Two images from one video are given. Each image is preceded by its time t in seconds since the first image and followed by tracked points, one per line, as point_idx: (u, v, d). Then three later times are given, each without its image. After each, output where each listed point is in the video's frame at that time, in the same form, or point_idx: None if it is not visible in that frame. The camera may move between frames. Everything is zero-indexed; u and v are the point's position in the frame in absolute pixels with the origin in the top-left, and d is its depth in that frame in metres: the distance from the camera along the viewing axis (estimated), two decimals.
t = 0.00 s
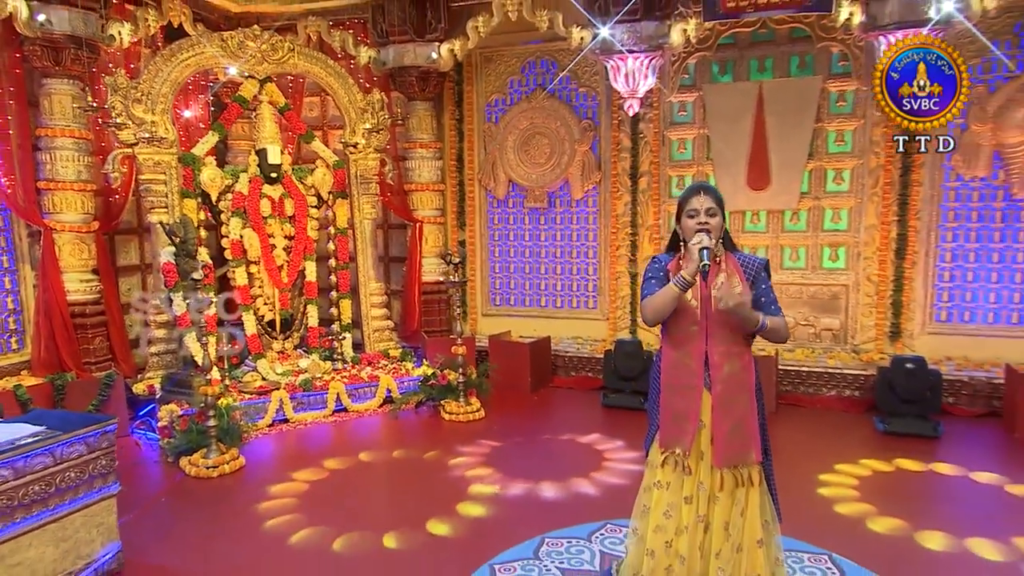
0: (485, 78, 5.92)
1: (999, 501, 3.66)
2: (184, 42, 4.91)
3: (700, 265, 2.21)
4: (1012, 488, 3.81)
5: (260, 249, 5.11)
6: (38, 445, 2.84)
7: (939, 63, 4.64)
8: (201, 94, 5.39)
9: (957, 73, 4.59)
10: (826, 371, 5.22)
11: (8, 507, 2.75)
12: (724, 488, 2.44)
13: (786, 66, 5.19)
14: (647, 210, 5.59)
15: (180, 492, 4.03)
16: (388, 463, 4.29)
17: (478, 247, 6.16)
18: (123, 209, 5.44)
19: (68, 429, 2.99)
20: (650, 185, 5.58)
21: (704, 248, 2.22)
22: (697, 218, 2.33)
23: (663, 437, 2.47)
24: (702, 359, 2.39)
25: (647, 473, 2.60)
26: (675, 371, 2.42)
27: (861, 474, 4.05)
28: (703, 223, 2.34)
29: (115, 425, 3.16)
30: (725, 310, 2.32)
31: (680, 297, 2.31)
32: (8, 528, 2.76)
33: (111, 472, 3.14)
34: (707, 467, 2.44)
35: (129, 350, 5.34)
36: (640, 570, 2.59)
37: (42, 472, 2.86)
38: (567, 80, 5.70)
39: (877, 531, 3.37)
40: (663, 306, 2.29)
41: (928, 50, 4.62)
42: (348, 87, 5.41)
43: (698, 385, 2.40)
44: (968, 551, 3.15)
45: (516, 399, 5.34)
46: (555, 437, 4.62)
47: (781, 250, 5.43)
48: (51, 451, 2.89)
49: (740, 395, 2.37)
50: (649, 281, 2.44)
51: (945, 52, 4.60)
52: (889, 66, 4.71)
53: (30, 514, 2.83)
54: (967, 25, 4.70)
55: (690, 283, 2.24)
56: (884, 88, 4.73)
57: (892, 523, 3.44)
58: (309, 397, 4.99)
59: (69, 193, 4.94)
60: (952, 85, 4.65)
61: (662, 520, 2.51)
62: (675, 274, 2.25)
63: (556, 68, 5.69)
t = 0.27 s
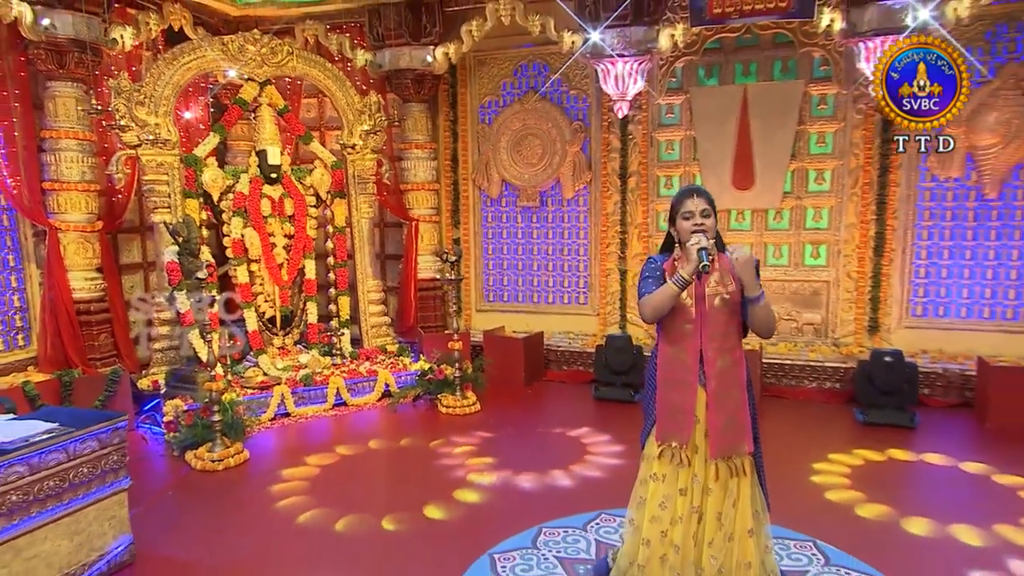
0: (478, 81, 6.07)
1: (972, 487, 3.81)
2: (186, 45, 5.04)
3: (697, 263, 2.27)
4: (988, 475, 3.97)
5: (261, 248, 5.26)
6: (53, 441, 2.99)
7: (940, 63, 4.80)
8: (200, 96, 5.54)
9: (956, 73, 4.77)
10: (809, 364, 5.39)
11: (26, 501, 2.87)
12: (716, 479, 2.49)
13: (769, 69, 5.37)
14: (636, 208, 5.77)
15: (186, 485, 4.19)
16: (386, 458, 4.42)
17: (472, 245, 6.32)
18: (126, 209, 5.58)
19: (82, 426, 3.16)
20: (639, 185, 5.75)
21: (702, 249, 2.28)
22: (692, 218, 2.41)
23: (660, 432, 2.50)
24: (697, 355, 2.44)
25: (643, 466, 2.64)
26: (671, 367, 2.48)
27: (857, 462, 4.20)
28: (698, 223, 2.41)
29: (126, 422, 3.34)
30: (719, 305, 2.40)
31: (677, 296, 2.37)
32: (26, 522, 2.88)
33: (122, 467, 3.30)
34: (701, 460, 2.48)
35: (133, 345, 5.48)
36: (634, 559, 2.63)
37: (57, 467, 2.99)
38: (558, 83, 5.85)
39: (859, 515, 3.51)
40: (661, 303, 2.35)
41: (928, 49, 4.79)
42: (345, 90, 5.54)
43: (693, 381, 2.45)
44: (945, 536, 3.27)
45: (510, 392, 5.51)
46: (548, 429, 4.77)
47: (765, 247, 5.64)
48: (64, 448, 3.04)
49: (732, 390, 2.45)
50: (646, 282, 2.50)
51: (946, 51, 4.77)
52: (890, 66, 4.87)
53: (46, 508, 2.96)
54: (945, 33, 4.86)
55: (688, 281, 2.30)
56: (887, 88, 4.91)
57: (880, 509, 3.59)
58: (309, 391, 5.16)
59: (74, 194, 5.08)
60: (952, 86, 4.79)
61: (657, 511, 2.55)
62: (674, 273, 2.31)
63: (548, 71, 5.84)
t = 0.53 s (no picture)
0: (471, 82, 6.22)
1: (946, 473, 4.02)
2: (187, 48, 5.16)
3: (680, 263, 2.40)
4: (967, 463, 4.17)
5: (261, 245, 5.41)
6: (66, 437, 3.15)
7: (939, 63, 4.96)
8: (200, 96, 5.67)
9: (957, 74, 4.92)
10: (791, 356, 5.61)
11: (42, 495, 3.03)
12: (706, 470, 2.64)
13: (753, 72, 5.56)
14: (625, 206, 5.96)
15: (193, 477, 4.34)
16: (385, 450, 4.58)
17: (466, 241, 6.49)
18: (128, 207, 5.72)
19: (93, 422, 3.33)
20: (628, 183, 5.93)
21: (682, 248, 2.42)
22: (682, 220, 2.52)
23: (651, 422, 2.65)
24: (687, 352, 2.57)
25: (637, 457, 2.79)
26: (662, 362, 2.60)
27: (847, 450, 4.39)
28: (688, 225, 2.52)
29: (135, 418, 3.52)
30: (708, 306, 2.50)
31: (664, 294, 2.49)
32: (42, 515, 3.05)
33: (132, 461, 3.47)
34: (692, 452, 2.64)
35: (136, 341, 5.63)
36: (629, 546, 2.80)
37: (71, 462, 3.15)
38: (549, 85, 6.01)
39: (847, 501, 3.71)
40: (648, 301, 2.48)
41: (929, 50, 4.96)
42: (342, 91, 5.68)
43: (683, 376, 2.58)
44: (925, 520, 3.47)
45: (504, 385, 5.70)
46: (542, 421, 4.96)
47: (749, 244, 5.85)
48: (77, 443, 3.21)
49: (721, 386, 2.57)
50: (638, 280, 2.64)
51: (947, 53, 4.93)
52: (891, 66, 5.04)
53: (61, 501, 3.13)
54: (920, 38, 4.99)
55: (671, 280, 2.43)
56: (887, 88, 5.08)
57: (866, 494, 3.78)
58: (309, 384, 5.33)
59: (78, 193, 5.21)
60: (953, 86, 4.96)
61: (650, 500, 2.71)
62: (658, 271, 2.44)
63: (539, 73, 6.00)
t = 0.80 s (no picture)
0: (466, 82, 6.36)
1: (925, 462, 4.20)
2: (188, 50, 5.28)
3: (670, 266, 2.47)
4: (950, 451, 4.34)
5: (261, 243, 5.56)
6: (78, 433, 3.29)
7: (940, 63, 5.07)
8: (199, 96, 5.78)
9: (958, 74, 5.04)
10: (776, 348, 5.81)
11: (56, 488, 3.17)
12: (696, 461, 2.66)
13: (739, 74, 5.74)
14: (615, 203, 6.14)
15: (199, 469, 4.49)
16: (385, 444, 4.72)
17: (461, 238, 6.63)
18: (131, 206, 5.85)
19: (105, 418, 3.47)
20: (619, 181, 6.11)
21: (675, 251, 2.47)
22: (676, 224, 2.56)
23: (641, 415, 2.71)
24: (677, 347, 2.60)
25: (631, 448, 2.82)
26: (651, 356, 2.65)
27: (839, 439, 4.57)
28: (681, 229, 2.57)
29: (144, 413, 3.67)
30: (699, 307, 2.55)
31: (657, 295, 2.56)
32: (56, 508, 3.18)
33: (140, 455, 3.62)
34: (681, 444, 2.66)
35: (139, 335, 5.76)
36: (623, 535, 2.83)
37: (83, 456, 3.29)
38: (542, 86, 6.16)
39: (835, 488, 3.88)
40: (640, 301, 2.54)
41: (930, 51, 5.07)
42: (340, 91, 5.81)
43: (672, 370, 2.61)
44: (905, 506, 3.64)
45: (498, 377, 5.86)
46: (536, 414, 5.11)
47: (735, 240, 6.03)
48: (89, 438, 3.34)
49: (710, 381, 2.59)
50: (633, 280, 2.72)
51: (947, 54, 5.03)
52: (892, 66, 5.18)
53: (74, 495, 3.27)
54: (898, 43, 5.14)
55: (663, 282, 2.48)
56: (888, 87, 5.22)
57: (853, 481, 3.95)
58: (310, 378, 5.48)
59: (82, 192, 5.32)
60: (954, 86, 5.08)
61: (643, 491, 2.74)
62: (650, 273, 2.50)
63: (532, 74, 6.15)
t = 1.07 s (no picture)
0: (458, 84, 6.54)
1: (897, 449, 4.44)
2: (189, 54, 5.43)
3: (661, 267, 2.66)
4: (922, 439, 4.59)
5: (261, 242, 5.73)
6: (90, 430, 3.48)
7: (940, 63, 5.18)
8: (198, 98, 5.92)
9: (955, 73, 5.15)
10: (758, 342, 6.06)
11: (69, 484, 3.35)
12: (687, 454, 2.86)
13: (722, 78, 5.95)
14: (603, 202, 6.35)
15: (205, 462, 4.68)
16: (385, 437, 4.92)
17: (454, 236, 6.84)
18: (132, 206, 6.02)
19: (115, 415, 3.66)
20: (606, 181, 6.32)
21: (664, 253, 2.67)
22: (664, 227, 2.74)
23: (635, 410, 2.88)
24: (668, 346, 2.80)
25: (623, 443, 3.01)
26: (646, 354, 2.85)
27: (823, 428, 4.81)
28: (670, 231, 2.74)
29: (153, 410, 3.86)
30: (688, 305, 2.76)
31: (647, 294, 2.76)
32: (70, 502, 3.37)
33: (150, 451, 3.81)
34: (672, 438, 2.86)
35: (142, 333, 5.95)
36: (617, 524, 3.05)
37: (95, 452, 3.48)
38: (531, 88, 6.35)
39: (819, 473, 4.11)
40: (632, 300, 2.75)
41: (928, 50, 5.17)
42: (336, 93, 5.97)
43: (665, 368, 2.81)
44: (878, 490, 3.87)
45: (491, 371, 6.08)
46: (530, 407, 5.33)
47: (718, 237, 6.27)
48: (101, 435, 3.53)
49: (700, 378, 2.80)
50: (625, 279, 2.90)
51: (944, 51, 5.14)
52: (892, 66, 5.28)
53: (87, 490, 3.46)
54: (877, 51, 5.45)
55: (654, 282, 2.69)
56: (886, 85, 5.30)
57: (837, 468, 4.17)
58: (309, 372, 5.67)
59: (84, 192, 5.47)
60: (952, 85, 5.18)
61: (635, 483, 2.94)
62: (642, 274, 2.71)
63: (523, 77, 6.34)
